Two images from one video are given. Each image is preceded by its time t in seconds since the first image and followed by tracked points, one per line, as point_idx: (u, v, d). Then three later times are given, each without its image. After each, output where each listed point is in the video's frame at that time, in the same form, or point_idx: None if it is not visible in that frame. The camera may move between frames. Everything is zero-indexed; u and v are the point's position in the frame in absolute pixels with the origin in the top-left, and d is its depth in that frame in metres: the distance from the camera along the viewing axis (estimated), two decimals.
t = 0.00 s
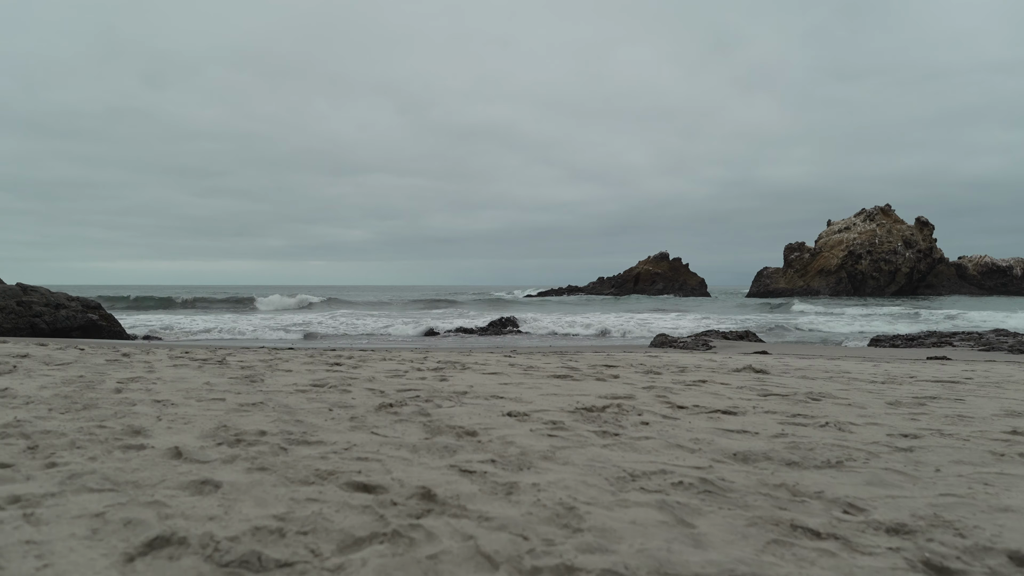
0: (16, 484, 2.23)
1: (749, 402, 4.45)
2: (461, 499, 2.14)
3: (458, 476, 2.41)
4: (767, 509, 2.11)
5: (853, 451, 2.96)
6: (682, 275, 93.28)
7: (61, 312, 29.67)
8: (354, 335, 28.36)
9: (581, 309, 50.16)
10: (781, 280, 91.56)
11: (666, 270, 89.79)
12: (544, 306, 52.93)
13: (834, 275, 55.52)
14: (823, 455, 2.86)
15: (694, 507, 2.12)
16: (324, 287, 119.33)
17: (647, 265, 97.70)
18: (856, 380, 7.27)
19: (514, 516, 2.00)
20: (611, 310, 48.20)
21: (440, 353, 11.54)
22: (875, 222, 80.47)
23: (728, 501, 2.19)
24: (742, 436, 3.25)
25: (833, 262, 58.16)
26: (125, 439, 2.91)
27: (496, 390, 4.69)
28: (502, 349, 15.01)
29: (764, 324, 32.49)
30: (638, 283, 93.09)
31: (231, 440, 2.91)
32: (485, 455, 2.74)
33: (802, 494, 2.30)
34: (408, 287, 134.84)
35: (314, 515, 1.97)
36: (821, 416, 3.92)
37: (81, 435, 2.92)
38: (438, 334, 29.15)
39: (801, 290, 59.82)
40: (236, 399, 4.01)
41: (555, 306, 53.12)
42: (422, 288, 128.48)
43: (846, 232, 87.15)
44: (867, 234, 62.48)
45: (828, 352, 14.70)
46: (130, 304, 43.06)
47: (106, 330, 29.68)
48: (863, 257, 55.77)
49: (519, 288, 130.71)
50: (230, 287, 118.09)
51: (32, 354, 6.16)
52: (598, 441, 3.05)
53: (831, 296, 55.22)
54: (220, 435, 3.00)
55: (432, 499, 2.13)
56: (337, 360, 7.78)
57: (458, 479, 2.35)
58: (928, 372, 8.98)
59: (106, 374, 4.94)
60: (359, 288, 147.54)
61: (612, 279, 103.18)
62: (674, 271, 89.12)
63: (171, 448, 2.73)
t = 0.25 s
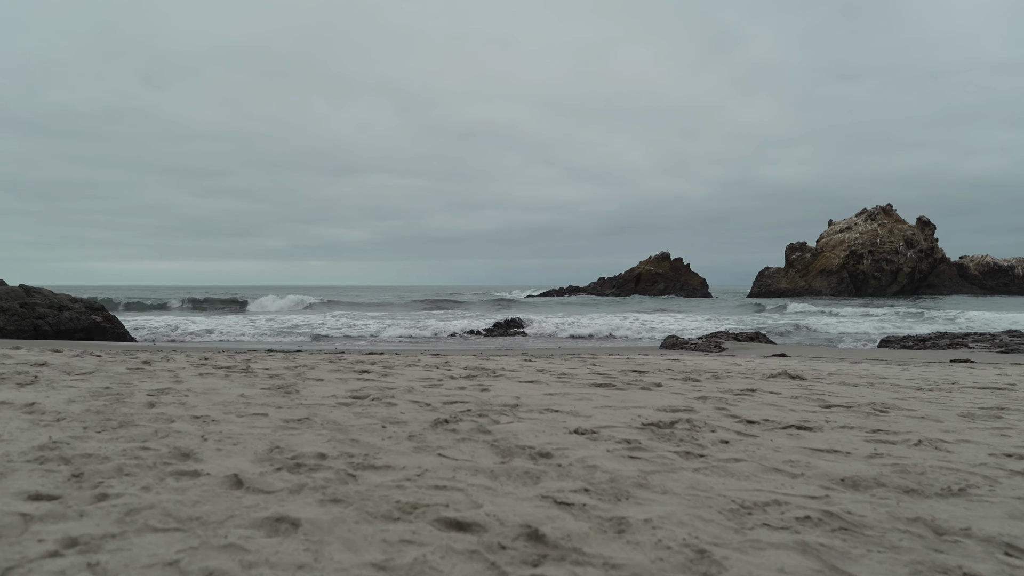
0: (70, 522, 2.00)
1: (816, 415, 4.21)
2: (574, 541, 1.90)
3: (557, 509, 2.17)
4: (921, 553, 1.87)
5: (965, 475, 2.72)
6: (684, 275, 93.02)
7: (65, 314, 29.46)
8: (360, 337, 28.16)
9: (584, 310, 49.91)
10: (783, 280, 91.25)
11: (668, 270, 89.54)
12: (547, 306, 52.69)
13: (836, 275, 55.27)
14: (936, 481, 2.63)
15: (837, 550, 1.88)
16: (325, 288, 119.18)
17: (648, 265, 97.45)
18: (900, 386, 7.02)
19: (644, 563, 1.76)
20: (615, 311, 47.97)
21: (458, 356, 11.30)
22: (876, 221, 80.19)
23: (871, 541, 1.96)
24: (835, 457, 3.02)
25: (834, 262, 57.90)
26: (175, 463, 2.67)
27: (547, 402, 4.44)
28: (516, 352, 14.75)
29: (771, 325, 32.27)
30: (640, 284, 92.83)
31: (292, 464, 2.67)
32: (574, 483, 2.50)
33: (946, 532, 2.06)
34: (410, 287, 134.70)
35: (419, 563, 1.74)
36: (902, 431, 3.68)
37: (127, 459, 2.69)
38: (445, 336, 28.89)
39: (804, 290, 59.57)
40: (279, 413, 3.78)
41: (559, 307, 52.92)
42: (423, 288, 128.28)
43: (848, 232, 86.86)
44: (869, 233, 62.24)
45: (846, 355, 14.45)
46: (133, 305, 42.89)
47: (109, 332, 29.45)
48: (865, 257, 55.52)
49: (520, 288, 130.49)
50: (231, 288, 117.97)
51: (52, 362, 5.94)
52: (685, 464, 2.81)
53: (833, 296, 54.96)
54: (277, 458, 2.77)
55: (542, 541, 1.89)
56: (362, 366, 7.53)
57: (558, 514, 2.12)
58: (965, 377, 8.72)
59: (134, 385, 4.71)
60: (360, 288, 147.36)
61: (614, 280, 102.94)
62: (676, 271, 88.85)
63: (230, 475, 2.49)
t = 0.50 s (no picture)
0: (145, 545, 1.74)
1: (903, 420, 3.92)
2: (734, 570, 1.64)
3: (693, 529, 1.91)
4: None
5: None
6: (691, 276, 92.49)
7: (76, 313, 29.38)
8: (371, 336, 27.98)
9: (593, 311, 49.61)
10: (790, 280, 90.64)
11: (674, 271, 89.12)
12: (556, 306, 52.43)
13: (844, 276, 54.76)
14: None
15: None
16: (331, 288, 119.17)
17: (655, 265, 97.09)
18: (957, 388, 6.71)
19: None
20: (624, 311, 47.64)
21: (483, 356, 11.04)
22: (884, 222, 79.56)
23: None
24: (957, 467, 2.74)
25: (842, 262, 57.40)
26: (241, 473, 2.42)
27: (611, 405, 4.17)
28: (536, 352, 14.46)
29: (783, 325, 31.95)
30: (645, 284, 92.46)
31: (371, 475, 2.42)
32: (692, 496, 2.23)
33: None
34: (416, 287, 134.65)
35: None
36: (1007, 438, 3.40)
37: (189, 468, 2.44)
38: (457, 336, 28.61)
39: (812, 291, 59.06)
40: (335, 415, 3.53)
41: (567, 307, 52.68)
42: (429, 289, 128.21)
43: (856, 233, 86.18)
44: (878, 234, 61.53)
45: (874, 356, 14.10)
46: (142, 304, 42.85)
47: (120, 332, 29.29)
48: (873, 257, 54.95)
49: (526, 288, 130.31)
50: (237, 288, 118.11)
51: (80, 362, 5.72)
52: (801, 475, 2.55)
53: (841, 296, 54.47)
54: (351, 467, 2.51)
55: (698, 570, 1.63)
56: (394, 366, 7.29)
57: (697, 535, 1.86)
58: (1015, 379, 8.39)
59: (172, 386, 4.47)
60: (365, 289, 147.36)
61: (620, 281, 102.45)
62: (683, 271, 88.51)
63: (309, 487, 2.24)
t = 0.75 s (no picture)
0: None
1: (1011, 427, 3.62)
2: None
3: (868, 563, 1.64)
4: None
5: None
6: (710, 274, 91.59)
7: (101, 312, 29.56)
8: (393, 335, 27.88)
9: (613, 310, 49.18)
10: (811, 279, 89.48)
11: (693, 269, 88.33)
12: (575, 305, 52.06)
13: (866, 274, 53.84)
14: None
15: None
16: (349, 287, 119.66)
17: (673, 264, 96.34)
18: None
19: None
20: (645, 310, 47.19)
21: (518, 357, 10.79)
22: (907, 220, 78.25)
23: None
24: None
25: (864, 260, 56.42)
26: (327, 487, 2.18)
27: (689, 409, 3.90)
28: (567, 352, 14.20)
29: (809, 325, 31.40)
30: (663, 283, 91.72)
31: (469, 489, 2.17)
32: (843, 519, 1.96)
33: None
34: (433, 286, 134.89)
35: None
36: None
37: (269, 480, 2.21)
38: (478, 336, 28.39)
39: (834, 290, 58.16)
40: (404, 419, 3.29)
41: (587, 306, 52.35)
42: (446, 287, 128.32)
43: (878, 231, 84.86)
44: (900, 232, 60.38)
45: (915, 356, 13.68)
46: (165, 303, 43.20)
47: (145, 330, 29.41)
48: (896, 255, 53.89)
49: (543, 287, 130.00)
50: (257, 286, 119.03)
51: (121, 361, 5.55)
52: (948, 492, 2.27)
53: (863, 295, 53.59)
54: (445, 479, 2.27)
55: None
56: (437, 366, 7.06)
57: (878, 570, 1.60)
58: None
59: (222, 387, 4.26)
60: (383, 287, 147.86)
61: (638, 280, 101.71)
62: (702, 270, 87.81)
63: (408, 505, 1.99)
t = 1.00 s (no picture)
0: None
1: None
2: None
3: None
4: None
5: None
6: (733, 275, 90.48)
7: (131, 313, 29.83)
8: (419, 337, 27.81)
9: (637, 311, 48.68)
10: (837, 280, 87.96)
11: (716, 270, 87.32)
12: (599, 307, 51.63)
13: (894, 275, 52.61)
14: None
15: None
16: (370, 288, 120.31)
17: (696, 265, 95.46)
18: None
19: None
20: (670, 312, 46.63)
21: (556, 362, 10.52)
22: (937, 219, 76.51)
23: None
24: None
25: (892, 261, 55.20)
26: (429, 524, 1.93)
27: (779, 425, 3.60)
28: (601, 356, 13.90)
29: (840, 327, 30.80)
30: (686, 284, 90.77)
31: (590, 529, 1.91)
32: None
33: None
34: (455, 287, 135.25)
35: None
36: None
37: (362, 516, 1.97)
38: (504, 338, 28.14)
39: (861, 291, 57.00)
40: (482, 438, 3.04)
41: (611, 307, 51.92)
42: (468, 288, 128.60)
43: (906, 231, 83.14)
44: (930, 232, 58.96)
45: (964, 360, 13.16)
46: (193, 304, 43.73)
47: (173, 332, 29.64)
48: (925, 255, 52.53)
49: (565, 288, 129.74)
50: (281, 288, 120.31)
51: (166, 368, 5.37)
52: None
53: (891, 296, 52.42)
54: (558, 515, 2.01)
55: None
56: (484, 373, 6.82)
57: None
58: None
59: (278, 399, 4.05)
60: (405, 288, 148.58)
61: (660, 281, 100.78)
62: (725, 271, 86.77)
63: (531, 552, 1.74)
